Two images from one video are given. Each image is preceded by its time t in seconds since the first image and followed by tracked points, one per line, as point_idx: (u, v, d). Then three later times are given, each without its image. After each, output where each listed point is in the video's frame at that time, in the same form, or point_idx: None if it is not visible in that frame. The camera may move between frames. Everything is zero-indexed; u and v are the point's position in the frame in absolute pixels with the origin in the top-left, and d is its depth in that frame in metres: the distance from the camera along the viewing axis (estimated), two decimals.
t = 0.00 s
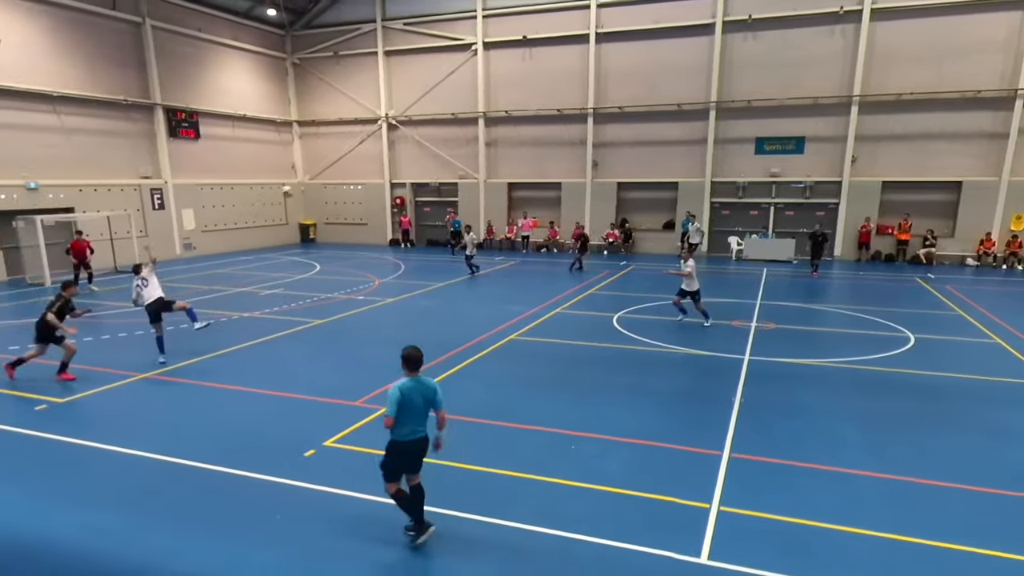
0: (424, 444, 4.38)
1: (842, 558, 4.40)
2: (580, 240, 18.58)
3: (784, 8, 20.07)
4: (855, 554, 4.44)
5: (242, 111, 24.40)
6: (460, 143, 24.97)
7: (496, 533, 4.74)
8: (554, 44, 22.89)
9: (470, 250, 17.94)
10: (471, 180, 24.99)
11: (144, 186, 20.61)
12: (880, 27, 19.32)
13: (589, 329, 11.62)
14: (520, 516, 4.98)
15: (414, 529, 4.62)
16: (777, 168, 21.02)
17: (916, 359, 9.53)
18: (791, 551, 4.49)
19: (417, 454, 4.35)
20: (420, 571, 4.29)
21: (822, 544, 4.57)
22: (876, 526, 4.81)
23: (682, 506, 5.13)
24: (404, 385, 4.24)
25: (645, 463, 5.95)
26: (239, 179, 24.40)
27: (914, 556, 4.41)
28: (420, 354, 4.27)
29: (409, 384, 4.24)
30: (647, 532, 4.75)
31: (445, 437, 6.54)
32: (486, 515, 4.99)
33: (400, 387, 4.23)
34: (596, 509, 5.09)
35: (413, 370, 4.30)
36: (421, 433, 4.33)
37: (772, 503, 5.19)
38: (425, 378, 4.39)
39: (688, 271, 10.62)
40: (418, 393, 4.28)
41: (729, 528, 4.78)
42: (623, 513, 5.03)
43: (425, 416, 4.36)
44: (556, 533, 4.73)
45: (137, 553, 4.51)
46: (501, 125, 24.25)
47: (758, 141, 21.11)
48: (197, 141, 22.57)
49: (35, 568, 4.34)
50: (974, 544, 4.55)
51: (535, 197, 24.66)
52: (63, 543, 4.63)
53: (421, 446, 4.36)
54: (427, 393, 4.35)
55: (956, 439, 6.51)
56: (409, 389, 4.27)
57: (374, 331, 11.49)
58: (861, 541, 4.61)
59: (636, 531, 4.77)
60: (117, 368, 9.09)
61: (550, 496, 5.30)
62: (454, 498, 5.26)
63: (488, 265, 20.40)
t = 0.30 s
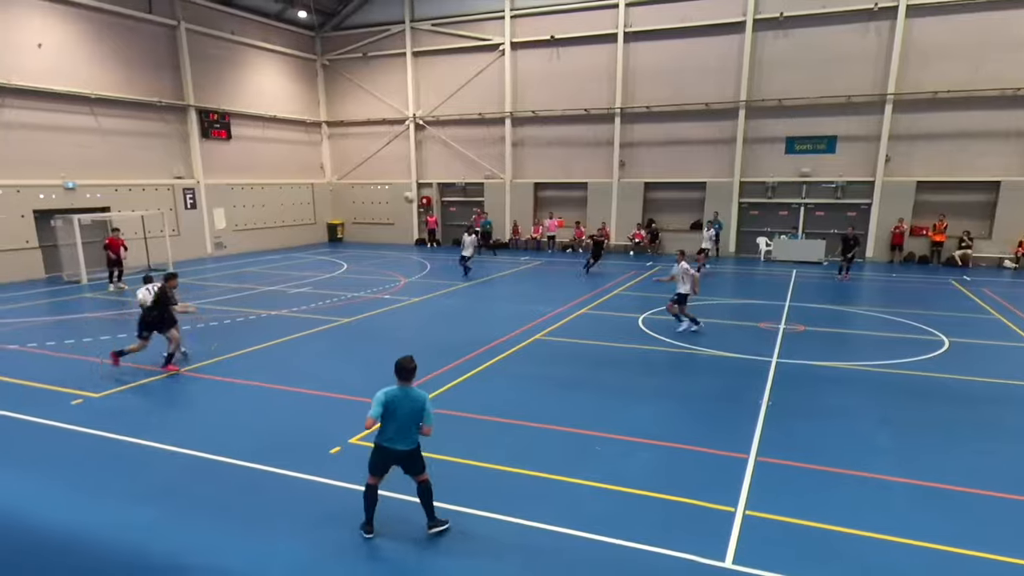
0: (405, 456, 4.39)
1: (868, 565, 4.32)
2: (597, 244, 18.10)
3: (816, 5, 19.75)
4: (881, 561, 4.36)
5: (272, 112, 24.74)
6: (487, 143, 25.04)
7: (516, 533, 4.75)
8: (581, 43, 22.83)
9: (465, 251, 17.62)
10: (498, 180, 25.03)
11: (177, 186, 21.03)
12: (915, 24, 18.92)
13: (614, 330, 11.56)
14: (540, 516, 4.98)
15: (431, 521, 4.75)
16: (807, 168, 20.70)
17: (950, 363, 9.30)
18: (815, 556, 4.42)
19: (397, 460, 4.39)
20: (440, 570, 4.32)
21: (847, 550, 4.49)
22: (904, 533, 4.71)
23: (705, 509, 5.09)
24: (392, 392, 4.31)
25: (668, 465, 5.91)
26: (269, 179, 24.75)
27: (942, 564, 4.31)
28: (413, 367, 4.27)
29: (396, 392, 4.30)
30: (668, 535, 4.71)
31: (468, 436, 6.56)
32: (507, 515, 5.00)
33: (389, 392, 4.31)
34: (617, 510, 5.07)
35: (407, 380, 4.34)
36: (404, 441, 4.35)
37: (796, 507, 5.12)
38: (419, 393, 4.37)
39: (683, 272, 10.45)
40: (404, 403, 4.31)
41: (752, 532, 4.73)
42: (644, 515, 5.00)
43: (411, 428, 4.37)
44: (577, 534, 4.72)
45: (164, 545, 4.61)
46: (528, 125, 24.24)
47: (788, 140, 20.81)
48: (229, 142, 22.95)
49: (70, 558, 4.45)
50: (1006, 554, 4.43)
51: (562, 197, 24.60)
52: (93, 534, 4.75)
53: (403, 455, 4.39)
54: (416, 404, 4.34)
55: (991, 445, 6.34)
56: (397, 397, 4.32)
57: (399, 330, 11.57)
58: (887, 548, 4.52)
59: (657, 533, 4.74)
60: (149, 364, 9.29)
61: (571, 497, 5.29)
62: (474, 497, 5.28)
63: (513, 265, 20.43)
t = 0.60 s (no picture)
0: (427, 444, 4.35)
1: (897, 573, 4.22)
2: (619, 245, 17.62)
3: (849, 1, 19.41)
4: (910, 569, 4.26)
5: (301, 113, 25.05)
6: (513, 143, 25.07)
7: (538, 534, 4.74)
8: (609, 43, 22.73)
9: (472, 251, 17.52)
10: (523, 180, 25.05)
11: (208, 186, 21.40)
12: (952, 20, 18.50)
13: (640, 331, 11.49)
14: (562, 518, 4.96)
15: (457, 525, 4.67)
16: (838, 167, 20.35)
17: (986, 368, 9.06)
18: (843, 563, 4.33)
19: (419, 447, 4.39)
20: (460, 569, 4.32)
21: (876, 558, 4.39)
22: (935, 541, 4.60)
23: (730, 512, 5.02)
24: (422, 377, 4.38)
25: (692, 467, 5.85)
26: (298, 179, 25.06)
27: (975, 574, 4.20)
28: (442, 358, 4.24)
29: (425, 377, 4.35)
30: (691, 538, 4.66)
31: (490, 436, 6.58)
32: (530, 515, 4.99)
33: (421, 376, 4.39)
34: (640, 512, 5.04)
35: (440, 369, 4.34)
36: (426, 428, 4.34)
37: (823, 512, 5.03)
38: (445, 383, 4.30)
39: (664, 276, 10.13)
40: (429, 389, 4.33)
41: (778, 537, 4.66)
42: (667, 518, 4.96)
43: (434, 418, 4.32)
44: (599, 536, 4.70)
45: (193, 539, 4.69)
46: (554, 125, 24.21)
47: (818, 140, 20.49)
48: (258, 143, 23.28)
49: (101, 551, 4.55)
50: None
51: (588, 197, 24.53)
52: (124, 527, 4.86)
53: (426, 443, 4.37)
54: (439, 394, 4.30)
55: None
56: (425, 383, 4.36)
57: (424, 330, 11.63)
58: (918, 556, 4.41)
59: (680, 537, 4.69)
60: (180, 360, 9.47)
61: (594, 498, 5.26)
62: (497, 497, 5.28)
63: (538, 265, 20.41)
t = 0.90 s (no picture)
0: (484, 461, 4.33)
1: None
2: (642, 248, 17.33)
3: None
4: None
5: (325, 113, 25.29)
6: (535, 143, 25.06)
7: (557, 535, 4.72)
8: (632, 42, 22.61)
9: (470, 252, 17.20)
10: (545, 180, 25.02)
11: (233, 186, 21.69)
12: (984, 17, 18.12)
13: (661, 332, 11.41)
14: (582, 519, 4.93)
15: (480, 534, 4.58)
16: (864, 167, 20.03)
17: (1017, 372, 8.85)
18: (868, 570, 4.26)
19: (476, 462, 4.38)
20: (479, 569, 4.32)
21: (902, 565, 4.31)
22: (964, 549, 4.49)
23: (752, 516, 4.96)
24: (490, 396, 4.31)
25: (713, 469, 5.80)
26: (321, 179, 25.31)
27: None
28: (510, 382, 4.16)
29: (493, 397, 4.29)
30: (713, 542, 4.61)
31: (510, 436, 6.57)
32: (549, 516, 4.98)
33: (490, 393, 4.33)
34: (660, 514, 5.00)
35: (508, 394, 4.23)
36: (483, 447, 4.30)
37: (848, 517, 4.94)
38: (507, 409, 4.19)
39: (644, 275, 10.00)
40: (492, 409, 4.26)
41: (801, 542, 4.59)
42: (688, 520, 4.91)
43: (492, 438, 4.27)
44: (619, 538, 4.67)
45: (216, 535, 4.74)
46: (576, 125, 24.16)
47: (845, 139, 20.18)
48: (283, 143, 23.54)
49: (129, 544, 4.63)
50: None
51: (610, 197, 24.44)
52: (149, 521, 4.94)
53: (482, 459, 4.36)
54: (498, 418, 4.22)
55: None
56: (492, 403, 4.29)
57: (443, 329, 11.67)
58: (946, 564, 4.32)
59: (702, 539, 4.64)
60: (205, 358, 9.60)
61: (614, 500, 5.23)
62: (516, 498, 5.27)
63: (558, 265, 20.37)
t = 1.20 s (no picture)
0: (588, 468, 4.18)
1: None
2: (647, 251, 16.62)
3: None
4: None
5: (345, 114, 25.47)
6: (553, 143, 25.03)
7: (573, 535, 4.72)
8: (651, 41, 22.50)
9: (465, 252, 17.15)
10: (562, 180, 24.98)
11: (253, 186, 21.91)
12: (1011, 14, 17.81)
13: (679, 332, 11.35)
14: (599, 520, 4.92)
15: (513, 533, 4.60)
16: (887, 167, 19.76)
17: None
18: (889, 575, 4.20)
19: (577, 471, 4.22)
20: (494, 569, 4.32)
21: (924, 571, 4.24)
22: (988, 556, 4.42)
23: (770, 519, 4.92)
24: (591, 401, 4.19)
25: (730, 471, 5.76)
26: (340, 179, 25.49)
27: None
28: (616, 384, 4.09)
29: (595, 401, 4.17)
30: (731, 544, 4.58)
31: (527, 436, 6.58)
32: (566, 517, 4.97)
33: (589, 398, 4.21)
34: (677, 516, 4.98)
35: (611, 397, 4.14)
36: (585, 453, 4.16)
37: (868, 522, 4.88)
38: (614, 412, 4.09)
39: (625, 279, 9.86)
40: (595, 414, 4.13)
41: (821, 546, 4.54)
42: (705, 522, 4.88)
43: (597, 444, 4.13)
44: (636, 539, 4.66)
45: (236, 531, 4.80)
46: (594, 125, 24.10)
47: (867, 138, 19.92)
48: (302, 143, 23.73)
49: (153, 541, 4.68)
50: None
51: (627, 197, 24.35)
52: (170, 517, 5.00)
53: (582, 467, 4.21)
54: (604, 421, 4.09)
55: None
56: (593, 407, 4.17)
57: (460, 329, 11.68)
58: (969, 570, 4.25)
59: (720, 542, 4.61)
60: (225, 357, 9.70)
61: (631, 501, 5.22)
62: (533, 497, 5.27)
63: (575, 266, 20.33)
